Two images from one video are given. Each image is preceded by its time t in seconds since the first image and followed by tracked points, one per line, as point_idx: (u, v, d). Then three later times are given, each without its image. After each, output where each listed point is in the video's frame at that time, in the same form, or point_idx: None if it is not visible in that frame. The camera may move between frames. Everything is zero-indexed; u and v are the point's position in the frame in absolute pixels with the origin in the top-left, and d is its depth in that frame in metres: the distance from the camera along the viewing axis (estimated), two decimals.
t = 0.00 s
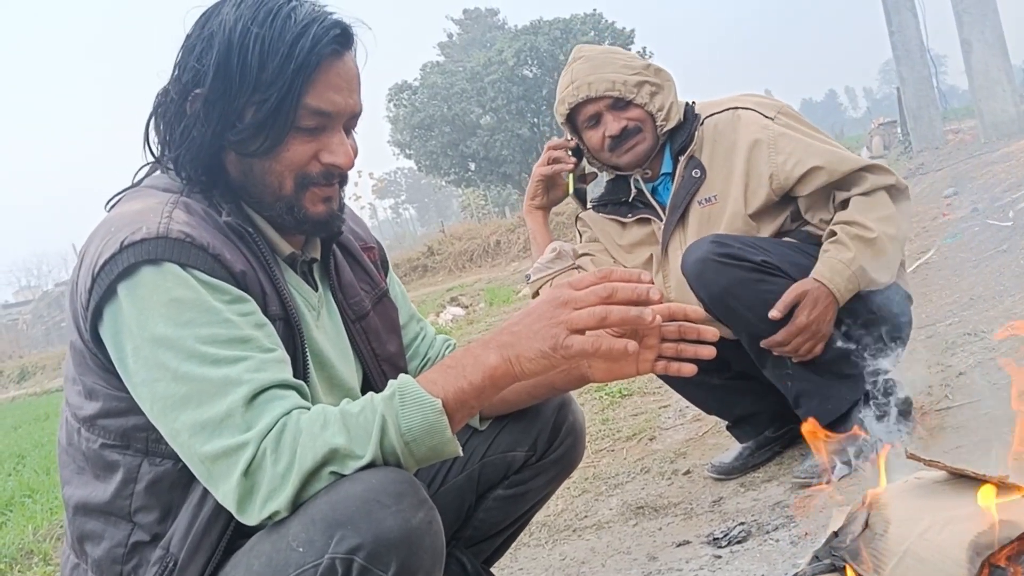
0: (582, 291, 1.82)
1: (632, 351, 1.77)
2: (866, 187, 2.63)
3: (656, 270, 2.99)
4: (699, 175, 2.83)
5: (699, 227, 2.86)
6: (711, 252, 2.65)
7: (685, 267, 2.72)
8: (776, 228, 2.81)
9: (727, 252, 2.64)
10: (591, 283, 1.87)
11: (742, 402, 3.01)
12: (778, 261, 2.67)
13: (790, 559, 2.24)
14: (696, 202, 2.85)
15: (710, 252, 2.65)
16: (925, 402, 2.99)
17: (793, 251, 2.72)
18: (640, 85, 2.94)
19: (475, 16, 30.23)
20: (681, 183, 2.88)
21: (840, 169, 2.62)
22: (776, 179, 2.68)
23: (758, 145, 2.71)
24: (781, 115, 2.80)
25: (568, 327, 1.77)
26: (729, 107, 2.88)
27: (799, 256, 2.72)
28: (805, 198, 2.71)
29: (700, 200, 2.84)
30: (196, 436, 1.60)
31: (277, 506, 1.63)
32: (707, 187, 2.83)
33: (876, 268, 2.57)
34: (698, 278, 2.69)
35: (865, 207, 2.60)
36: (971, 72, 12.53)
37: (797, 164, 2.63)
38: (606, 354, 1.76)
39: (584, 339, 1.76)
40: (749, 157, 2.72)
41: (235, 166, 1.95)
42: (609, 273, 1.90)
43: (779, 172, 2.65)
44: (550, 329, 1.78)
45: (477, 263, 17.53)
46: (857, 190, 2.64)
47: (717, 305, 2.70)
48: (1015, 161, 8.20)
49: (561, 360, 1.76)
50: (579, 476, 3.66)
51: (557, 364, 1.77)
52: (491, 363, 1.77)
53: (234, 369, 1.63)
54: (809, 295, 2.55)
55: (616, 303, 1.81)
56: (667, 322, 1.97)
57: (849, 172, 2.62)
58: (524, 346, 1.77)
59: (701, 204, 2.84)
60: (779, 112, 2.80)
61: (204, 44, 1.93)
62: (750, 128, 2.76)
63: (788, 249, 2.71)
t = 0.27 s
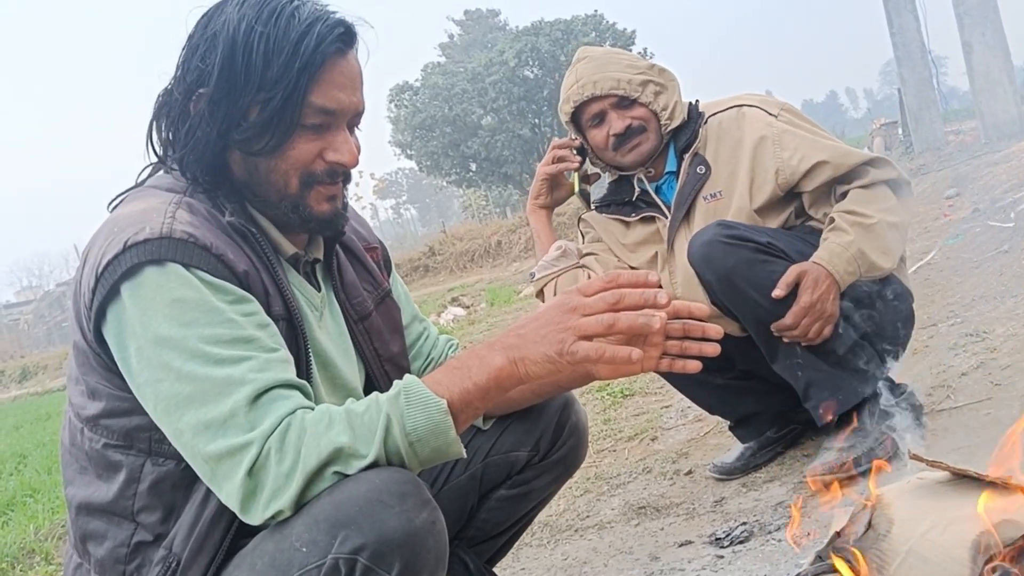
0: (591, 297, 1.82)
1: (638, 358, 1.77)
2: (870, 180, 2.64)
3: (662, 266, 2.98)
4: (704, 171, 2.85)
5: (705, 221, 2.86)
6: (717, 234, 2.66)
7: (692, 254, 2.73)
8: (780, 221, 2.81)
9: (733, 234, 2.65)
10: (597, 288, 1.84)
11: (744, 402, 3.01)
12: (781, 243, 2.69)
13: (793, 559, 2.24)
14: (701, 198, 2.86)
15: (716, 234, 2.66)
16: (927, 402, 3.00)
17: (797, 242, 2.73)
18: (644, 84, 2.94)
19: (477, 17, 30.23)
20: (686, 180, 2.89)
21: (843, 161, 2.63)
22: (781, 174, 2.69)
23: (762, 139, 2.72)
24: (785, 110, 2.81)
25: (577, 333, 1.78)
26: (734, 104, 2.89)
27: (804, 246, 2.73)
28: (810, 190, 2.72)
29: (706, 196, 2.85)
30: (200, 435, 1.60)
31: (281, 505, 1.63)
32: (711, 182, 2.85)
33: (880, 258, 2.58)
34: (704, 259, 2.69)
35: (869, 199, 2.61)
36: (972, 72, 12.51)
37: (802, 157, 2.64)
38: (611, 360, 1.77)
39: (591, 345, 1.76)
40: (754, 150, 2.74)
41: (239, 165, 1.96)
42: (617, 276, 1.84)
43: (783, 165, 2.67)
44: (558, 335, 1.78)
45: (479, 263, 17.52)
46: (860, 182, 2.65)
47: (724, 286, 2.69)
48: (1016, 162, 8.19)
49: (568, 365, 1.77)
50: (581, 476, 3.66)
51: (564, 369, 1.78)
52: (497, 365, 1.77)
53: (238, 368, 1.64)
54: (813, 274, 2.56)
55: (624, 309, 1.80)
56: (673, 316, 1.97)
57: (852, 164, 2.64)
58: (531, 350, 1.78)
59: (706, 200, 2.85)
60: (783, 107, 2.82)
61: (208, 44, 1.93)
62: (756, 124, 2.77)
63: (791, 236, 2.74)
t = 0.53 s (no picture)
0: (586, 296, 1.83)
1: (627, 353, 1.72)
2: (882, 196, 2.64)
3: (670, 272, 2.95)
4: (716, 178, 2.82)
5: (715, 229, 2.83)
6: (733, 245, 2.63)
7: (705, 259, 2.70)
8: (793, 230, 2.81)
9: (750, 245, 2.63)
10: (591, 286, 1.87)
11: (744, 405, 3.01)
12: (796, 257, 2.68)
13: (793, 563, 2.24)
14: (713, 206, 2.84)
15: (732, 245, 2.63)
16: (928, 406, 3.00)
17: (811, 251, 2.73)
18: (660, 85, 2.89)
19: (477, 18, 30.24)
20: (698, 187, 2.87)
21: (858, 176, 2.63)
22: (797, 185, 2.68)
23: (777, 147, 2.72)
24: (802, 118, 2.81)
25: (572, 332, 1.78)
26: (748, 109, 2.89)
27: (817, 256, 2.73)
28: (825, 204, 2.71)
29: (717, 204, 2.82)
30: (201, 440, 1.60)
31: (282, 510, 1.63)
32: (723, 190, 2.82)
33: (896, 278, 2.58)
34: (718, 269, 2.67)
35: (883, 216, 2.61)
36: (972, 73, 12.52)
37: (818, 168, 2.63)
38: (601, 355, 1.73)
39: (583, 342, 1.75)
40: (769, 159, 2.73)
41: (242, 170, 1.96)
42: (608, 272, 1.88)
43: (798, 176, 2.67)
44: (553, 336, 1.78)
45: (479, 264, 17.52)
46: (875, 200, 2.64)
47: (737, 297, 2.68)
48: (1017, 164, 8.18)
49: (564, 365, 1.76)
50: (581, 479, 3.66)
51: (561, 370, 1.76)
52: (498, 370, 1.77)
53: (240, 373, 1.64)
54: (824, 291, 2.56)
55: (614, 302, 1.80)
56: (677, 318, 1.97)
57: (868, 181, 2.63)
58: (529, 353, 1.78)
59: (718, 207, 2.82)
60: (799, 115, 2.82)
61: (209, 50, 1.93)
62: (771, 130, 2.76)
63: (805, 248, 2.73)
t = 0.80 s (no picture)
0: (599, 293, 1.84)
1: (640, 349, 1.74)
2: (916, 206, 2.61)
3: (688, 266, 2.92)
4: (744, 175, 2.78)
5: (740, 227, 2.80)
6: (761, 244, 2.62)
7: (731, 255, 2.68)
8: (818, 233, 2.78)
9: (778, 248, 2.61)
10: (604, 284, 1.88)
11: (750, 403, 3.00)
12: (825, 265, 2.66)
13: (800, 559, 2.24)
14: (739, 204, 2.81)
15: (761, 245, 2.62)
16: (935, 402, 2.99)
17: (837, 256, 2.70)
18: (696, 73, 2.82)
19: (478, 19, 30.24)
20: (725, 183, 2.83)
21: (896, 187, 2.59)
22: (832, 190, 2.64)
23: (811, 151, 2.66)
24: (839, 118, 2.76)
25: (584, 328, 1.78)
26: (784, 104, 2.82)
27: (843, 262, 2.71)
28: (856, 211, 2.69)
29: (743, 203, 2.79)
30: (209, 433, 1.59)
31: (290, 503, 1.62)
32: (751, 189, 2.78)
33: (924, 287, 2.57)
34: (743, 268, 2.65)
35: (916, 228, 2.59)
36: (975, 72, 12.51)
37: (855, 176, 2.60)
38: (614, 351, 1.74)
39: (595, 338, 1.75)
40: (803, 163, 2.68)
41: (249, 162, 1.95)
42: (621, 271, 1.90)
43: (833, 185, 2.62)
44: (565, 332, 1.78)
45: (480, 265, 17.52)
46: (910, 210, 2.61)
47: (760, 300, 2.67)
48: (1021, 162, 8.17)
49: (576, 360, 1.76)
50: (586, 476, 3.65)
51: (573, 365, 1.77)
52: (507, 364, 1.77)
53: (248, 366, 1.63)
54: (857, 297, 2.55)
55: (627, 299, 1.81)
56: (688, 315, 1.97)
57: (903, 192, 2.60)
58: (540, 347, 1.78)
59: (745, 206, 2.79)
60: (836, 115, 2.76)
61: (217, 42, 1.92)
62: (807, 130, 2.71)
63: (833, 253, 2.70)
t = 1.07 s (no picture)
0: (617, 296, 1.84)
1: (659, 352, 1.75)
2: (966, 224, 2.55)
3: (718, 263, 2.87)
4: (790, 179, 2.68)
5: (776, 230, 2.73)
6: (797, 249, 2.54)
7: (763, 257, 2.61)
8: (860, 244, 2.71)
9: (812, 256, 2.54)
10: (623, 287, 1.87)
11: (760, 405, 2.99)
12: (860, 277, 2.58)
13: (812, 561, 2.23)
14: (777, 207, 2.72)
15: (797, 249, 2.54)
16: (944, 404, 2.99)
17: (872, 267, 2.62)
18: (752, 64, 2.68)
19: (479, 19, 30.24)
20: (768, 183, 2.72)
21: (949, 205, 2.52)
22: (877, 207, 2.58)
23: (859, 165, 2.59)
24: (895, 127, 2.64)
25: (601, 331, 1.78)
26: (840, 106, 2.71)
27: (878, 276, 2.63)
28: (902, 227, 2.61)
29: (783, 207, 2.71)
30: (225, 435, 1.59)
31: (305, 505, 1.62)
32: (792, 193, 2.69)
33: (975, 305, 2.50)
34: (778, 271, 2.57)
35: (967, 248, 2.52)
36: (978, 72, 12.49)
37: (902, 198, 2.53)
38: (632, 354, 1.75)
39: (613, 342, 1.75)
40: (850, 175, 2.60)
41: (263, 162, 1.95)
42: (640, 274, 1.90)
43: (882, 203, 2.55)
44: (582, 334, 1.79)
45: (481, 266, 17.52)
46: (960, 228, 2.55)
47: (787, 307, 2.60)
48: None
49: (593, 364, 1.76)
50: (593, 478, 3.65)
51: (590, 369, 1.77)
52: (524, 366, 1.78)
53: (263, 367, 1.63)
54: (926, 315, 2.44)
55: (647, 303, 1.81)
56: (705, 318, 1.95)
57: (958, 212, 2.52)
58: (557, 350, 1.78)
59: (784, 210, 2.71)
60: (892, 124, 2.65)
61: (231, 42, 1.92)
62: (859, 141, 2.61)
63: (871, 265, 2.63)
